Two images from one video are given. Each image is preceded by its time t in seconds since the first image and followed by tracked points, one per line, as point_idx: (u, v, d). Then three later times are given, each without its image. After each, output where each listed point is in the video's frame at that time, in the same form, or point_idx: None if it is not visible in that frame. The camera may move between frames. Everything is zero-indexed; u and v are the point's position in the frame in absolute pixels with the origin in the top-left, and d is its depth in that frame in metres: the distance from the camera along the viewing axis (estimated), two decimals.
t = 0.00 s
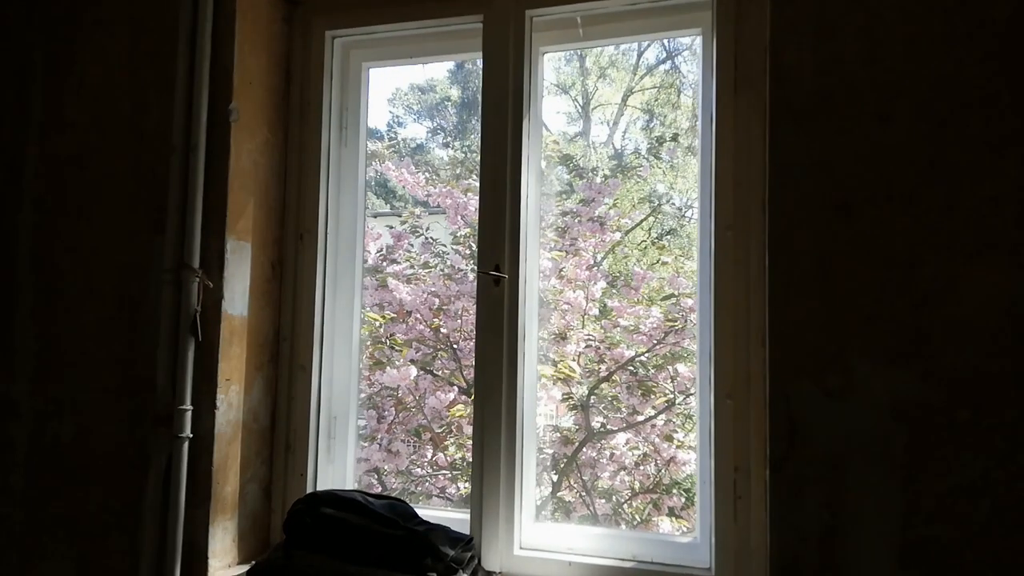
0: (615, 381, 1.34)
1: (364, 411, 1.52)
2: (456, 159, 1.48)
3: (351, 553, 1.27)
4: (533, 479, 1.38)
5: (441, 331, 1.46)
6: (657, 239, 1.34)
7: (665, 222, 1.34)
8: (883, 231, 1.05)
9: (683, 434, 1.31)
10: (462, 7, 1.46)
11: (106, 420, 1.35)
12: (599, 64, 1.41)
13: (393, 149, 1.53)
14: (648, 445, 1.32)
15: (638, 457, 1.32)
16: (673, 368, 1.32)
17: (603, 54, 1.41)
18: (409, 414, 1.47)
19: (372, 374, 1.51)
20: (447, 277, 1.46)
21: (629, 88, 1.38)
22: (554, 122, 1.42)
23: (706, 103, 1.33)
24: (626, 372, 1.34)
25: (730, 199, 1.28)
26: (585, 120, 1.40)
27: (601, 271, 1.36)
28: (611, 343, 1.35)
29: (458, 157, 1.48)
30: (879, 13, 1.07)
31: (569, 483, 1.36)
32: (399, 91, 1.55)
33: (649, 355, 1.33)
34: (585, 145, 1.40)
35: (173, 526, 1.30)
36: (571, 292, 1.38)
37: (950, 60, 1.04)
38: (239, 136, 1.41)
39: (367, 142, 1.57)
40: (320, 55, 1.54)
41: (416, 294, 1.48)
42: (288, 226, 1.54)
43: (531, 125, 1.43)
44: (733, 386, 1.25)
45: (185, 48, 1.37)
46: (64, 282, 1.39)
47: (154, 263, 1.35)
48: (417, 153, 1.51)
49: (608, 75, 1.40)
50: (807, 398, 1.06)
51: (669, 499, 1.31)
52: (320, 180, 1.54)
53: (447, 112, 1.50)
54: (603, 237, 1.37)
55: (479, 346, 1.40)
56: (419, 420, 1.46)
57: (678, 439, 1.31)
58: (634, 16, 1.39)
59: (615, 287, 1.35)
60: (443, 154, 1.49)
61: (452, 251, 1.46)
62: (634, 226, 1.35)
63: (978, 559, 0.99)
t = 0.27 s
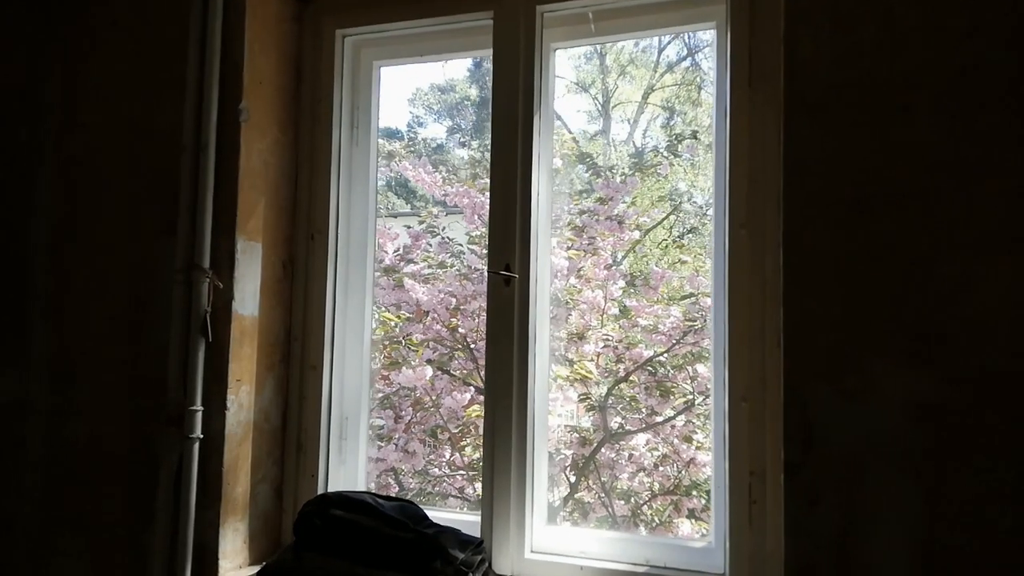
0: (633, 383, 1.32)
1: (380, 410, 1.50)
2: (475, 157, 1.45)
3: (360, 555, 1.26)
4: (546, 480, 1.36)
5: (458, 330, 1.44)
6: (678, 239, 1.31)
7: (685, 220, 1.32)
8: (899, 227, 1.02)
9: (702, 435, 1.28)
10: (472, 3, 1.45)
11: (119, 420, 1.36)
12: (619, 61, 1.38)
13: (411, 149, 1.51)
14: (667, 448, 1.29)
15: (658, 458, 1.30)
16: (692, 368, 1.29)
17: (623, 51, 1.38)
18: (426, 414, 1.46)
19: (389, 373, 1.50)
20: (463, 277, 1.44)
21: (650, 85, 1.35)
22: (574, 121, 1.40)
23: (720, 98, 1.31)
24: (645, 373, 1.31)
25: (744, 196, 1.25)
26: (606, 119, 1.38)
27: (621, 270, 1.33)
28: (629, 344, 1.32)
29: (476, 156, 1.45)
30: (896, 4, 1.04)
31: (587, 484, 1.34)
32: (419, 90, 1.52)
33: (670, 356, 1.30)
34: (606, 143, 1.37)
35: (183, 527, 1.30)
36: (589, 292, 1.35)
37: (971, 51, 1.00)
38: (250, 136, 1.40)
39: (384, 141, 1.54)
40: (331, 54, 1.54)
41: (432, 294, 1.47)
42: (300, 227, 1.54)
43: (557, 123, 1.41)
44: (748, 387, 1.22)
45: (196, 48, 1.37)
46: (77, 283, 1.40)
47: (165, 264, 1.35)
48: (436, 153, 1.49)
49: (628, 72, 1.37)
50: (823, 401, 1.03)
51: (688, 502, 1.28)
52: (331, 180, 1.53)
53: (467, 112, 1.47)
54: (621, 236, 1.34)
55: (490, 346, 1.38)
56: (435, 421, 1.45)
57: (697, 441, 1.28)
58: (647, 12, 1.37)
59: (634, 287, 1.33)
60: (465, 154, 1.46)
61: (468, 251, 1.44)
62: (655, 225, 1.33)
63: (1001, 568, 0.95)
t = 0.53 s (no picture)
0: (651, 385, 1.30)
1: (396, 411, 1.50)
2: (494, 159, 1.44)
3: (373, 556, 1.25)
4: (560, 481, 1.35)
5: (474, 331, 1.43)
6: (698, 240, 1.30)
7: (705, 221, 1.30)
8: (918, 226, 1.00)
9: (720, 437, 1.26)
10: (484, 3, 1.44)
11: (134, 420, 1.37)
12: (638, 61, 1.37)
13: (428, 150, 1.51)
14: (685, 450, 1.28)
15: (676, 461, 1.28)
16: (711, 370, 1.27)
17: (642, 51, 1.37)
18: (443, 415, 1.45)
19: (405, 374, 1.49)
20: (479, 278, 1.44)
21: (669, 84, 1.34)
22: (592, 121, 1.38)
23: (735, 96, 1.29)
24: (662, 374, 1.30)
25: (760, 196, 1.23)
26: (624, 119, 1.36)
27: (639, 270, 1.32)
28: (646, 345, 1.31)
29: (493, 158, 1.44)
30: None
31: (604, 486, 1.32)
32: (438, 91, 1.52)
33: (689, 357, 1.29)
34: (624, 143, 1.35)
35: (197, 527, 1.31)
36: (606, 292, 1.34)
37: (989, 47, 0.98)
38: (263, 138, 1.41)
39: (402, 142, 1.54)
40: (344, 56, 1.54)
41: (449, 295, 1.46)
42: (314, 228, 1.54)
43: (574, 123, 1.40)
44: (763, 390, 1.20)
45: (209, 51, 1.38)
46: (93, 284, 1.42)
47: (180, 265, 1.36)
48: (455, 154, 1.48)
49: (647, 72, 1.36)
50: (839, 403, 1.01)
51: (708, 504, 1.26)
52: (344, 181, 1.53)
53: (485, 114, 1.46)
54: (638, 236, 1.33)
55: (503, 347, 1.37)
56: (451, 422, 1.44)
57: (715, 443, 1.27)
58: (660, 10, 1.36)
59: (652, 288, 1.31)
60: (484, 154, 1.45)
61: (484, 252, 1.43)
62: (673, 225, 1.31)
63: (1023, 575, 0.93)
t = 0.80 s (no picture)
0: (667, 386, 1.30)
1: (413, 411, 1.51)
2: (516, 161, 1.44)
3: (388, 558, 1.26)
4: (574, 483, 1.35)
5: (491, 332, 1.44)
6: (716, 240, 1.29)
7: (723, 222, 1.29)
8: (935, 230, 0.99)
9: (737, 438, 1.26)
10: (499, 7, 1.45)
11: (154, 421, 1.39)
12: (655, 61, 1.36)
13: (445, 153, 1.52)
14: (702, 452, 1.27)
15: (693, 462, 1.28)
16: (728, 371, 1.27)
17: (659, 51, 1.37)
18: (460, 416, 1.46)
19: (422, 374, 1.50)
20: (495, 280, 1.44)
21: (686, 85, 1.33)
22: (609, 122, 1.38)
23: (749, 97, 1.29)
24: (679, 375, 1.29)
25: (774, 197, 1.23)
26: (641, 119, 1.36)
27: (658, 270, 1.32)
28: (663, 346, 1.30)
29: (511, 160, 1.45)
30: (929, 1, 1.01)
31: (621, 487, 1.32)
32: (456, 95, 1.52)
33: (707, 358, 1.28)
34: (641, 144, 1.35)
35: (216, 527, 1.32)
36: (623, 293, 1.34)
37: (1007, 48, 0.97)
38: (279, 142, 1.43)
39: (419, 144, 1.55)
40: (359, 60, 1.55)
41: (465, 297, 1.47)
42: (330, 231, 1.55)
43: (590, 124, 1.40)
44: (778, 392, 1.20)
45: (227, 57, 1.40)
46: (115, 287, 1.44)
47: (198, 268, 1.38)
48: (472, 156, 1.49)
49: (663, 73, 1.35)
50: (854, 407, 1.00)
51: (725, 505, 1.26)
52: (359, 184, 1.54)
53: (502, 116, 1.47)
54: (654, 236, 1.32)
55: (517, 349, 1.38)
56: (468, 423, 1.45)
57: (732, 444, 1.26)
58: (674, 12, 1.36)
59: (669, 289, 1.31)
60: (501, 156, 1.46)
61: (501, 253, 1.44)
62: (690, 226, 1.31)
63: None
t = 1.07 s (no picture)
0: (683, 389, 1.29)
1: (429, 414, 1.50)
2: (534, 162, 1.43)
3: (401, 562, 1.26)
4: (589, 488, 1.34)
5: (507, 334, 1.43)
6: (735, 240, 1.28)
7: (742, 221, 1.28)
8: (956, 231, 0.97)
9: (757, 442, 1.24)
10: (512, 7, 1.44)
11: (168, 423, 1.39)
12: (672, 60, 1.35)
13: (460, 154, 1.51)
14: (721, 456, 1.26)
15: (712, 466, 1.26)
16: (746, 374, 1.25)
17: (676, 50, 1.35)
18: (475, 418, 1.45)
19: (438, 377, 1.50)
20: (510, 281, 1.44)
21: (705, 84, 1.32)
22: (626, 121, 1.37)
23: (766, 96, 1.27)
24: (697, 379, 1.28)
25: (791, 198, 1.21)
26: (659, 119, 1.34)
27: (677, 271, 1.30)
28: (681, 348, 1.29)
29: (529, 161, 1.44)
30: None
31: (638, 490, 1.30)
32: (472, 94, 1.52)
33: (725, 361, 1.27)
34: (659, 143, 1.34)
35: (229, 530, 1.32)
36: (640, 294, 1.32)
37: None
38: (292, 145, 1.43)
39: (434, 145, 1.55)
40: (373, 62, 1.55)
41: (480, 299, 1.46)
42: (344, 234, 1.55)
43: (606, 124, 1.38)
44: (795, 397, 1.18)
45: (239, 59, 1.40)
46: (129, 290, 1.45)
47: (211, 271, 1.38)
48: (488, 156, 1.48)
49: (681, 71, 1.34)
50: (873, 411, 0.98)
51: (744, 510, 1.24)
52: (373, 188, 1.54)
53: (519, 116, 1.46)
54: (671, 237, 1.31)
55: (530, 352, 1.36)
56: (482, 425, 1.44)
57: (752, 448, 1.24)
58: (688, 11, 1.34)
59: (687, 290, 1.29)
60: (518, 156, 1.45)
61: (515, 255, 1.43)
62: (709, 226, 1.29)
63: None
